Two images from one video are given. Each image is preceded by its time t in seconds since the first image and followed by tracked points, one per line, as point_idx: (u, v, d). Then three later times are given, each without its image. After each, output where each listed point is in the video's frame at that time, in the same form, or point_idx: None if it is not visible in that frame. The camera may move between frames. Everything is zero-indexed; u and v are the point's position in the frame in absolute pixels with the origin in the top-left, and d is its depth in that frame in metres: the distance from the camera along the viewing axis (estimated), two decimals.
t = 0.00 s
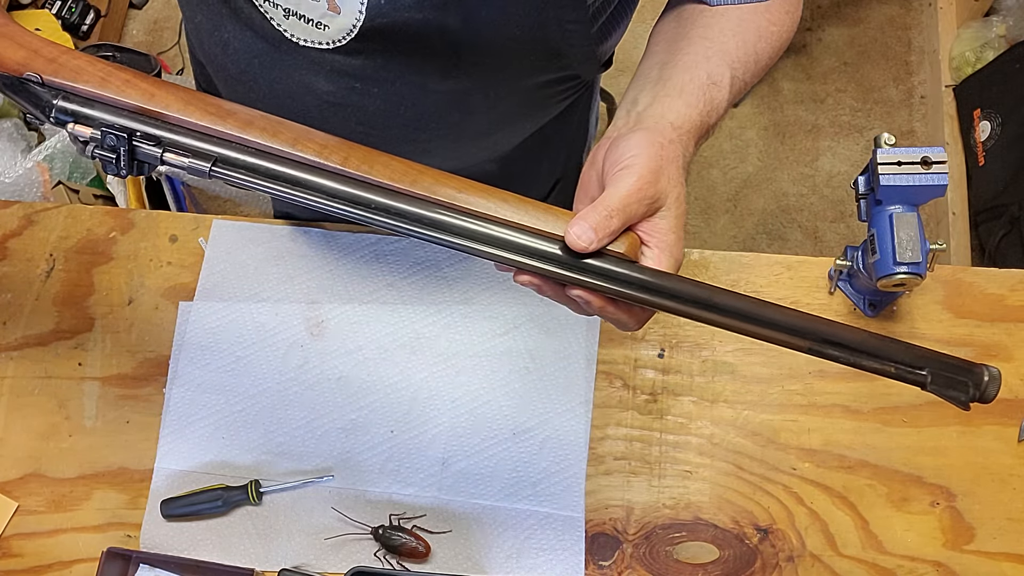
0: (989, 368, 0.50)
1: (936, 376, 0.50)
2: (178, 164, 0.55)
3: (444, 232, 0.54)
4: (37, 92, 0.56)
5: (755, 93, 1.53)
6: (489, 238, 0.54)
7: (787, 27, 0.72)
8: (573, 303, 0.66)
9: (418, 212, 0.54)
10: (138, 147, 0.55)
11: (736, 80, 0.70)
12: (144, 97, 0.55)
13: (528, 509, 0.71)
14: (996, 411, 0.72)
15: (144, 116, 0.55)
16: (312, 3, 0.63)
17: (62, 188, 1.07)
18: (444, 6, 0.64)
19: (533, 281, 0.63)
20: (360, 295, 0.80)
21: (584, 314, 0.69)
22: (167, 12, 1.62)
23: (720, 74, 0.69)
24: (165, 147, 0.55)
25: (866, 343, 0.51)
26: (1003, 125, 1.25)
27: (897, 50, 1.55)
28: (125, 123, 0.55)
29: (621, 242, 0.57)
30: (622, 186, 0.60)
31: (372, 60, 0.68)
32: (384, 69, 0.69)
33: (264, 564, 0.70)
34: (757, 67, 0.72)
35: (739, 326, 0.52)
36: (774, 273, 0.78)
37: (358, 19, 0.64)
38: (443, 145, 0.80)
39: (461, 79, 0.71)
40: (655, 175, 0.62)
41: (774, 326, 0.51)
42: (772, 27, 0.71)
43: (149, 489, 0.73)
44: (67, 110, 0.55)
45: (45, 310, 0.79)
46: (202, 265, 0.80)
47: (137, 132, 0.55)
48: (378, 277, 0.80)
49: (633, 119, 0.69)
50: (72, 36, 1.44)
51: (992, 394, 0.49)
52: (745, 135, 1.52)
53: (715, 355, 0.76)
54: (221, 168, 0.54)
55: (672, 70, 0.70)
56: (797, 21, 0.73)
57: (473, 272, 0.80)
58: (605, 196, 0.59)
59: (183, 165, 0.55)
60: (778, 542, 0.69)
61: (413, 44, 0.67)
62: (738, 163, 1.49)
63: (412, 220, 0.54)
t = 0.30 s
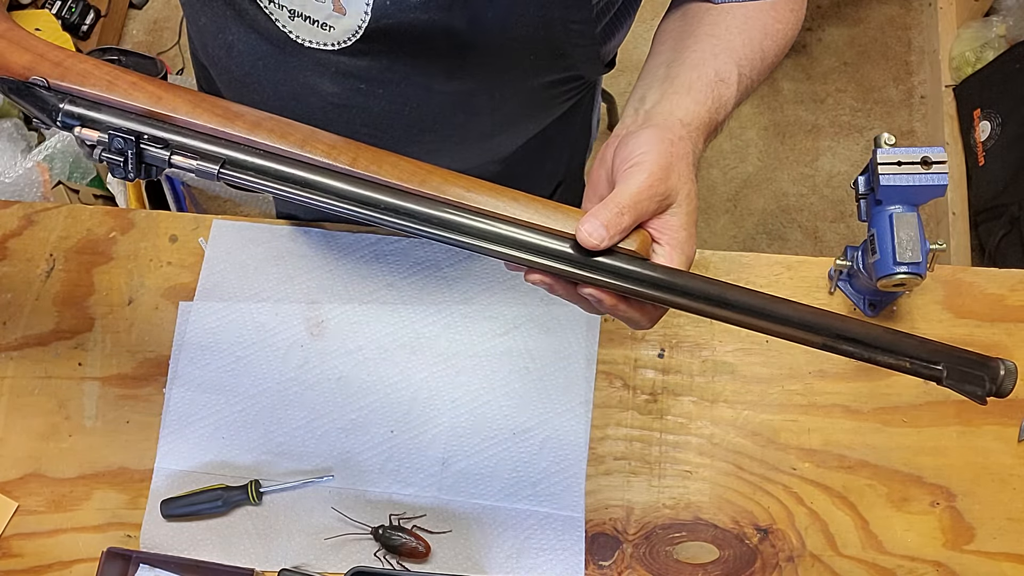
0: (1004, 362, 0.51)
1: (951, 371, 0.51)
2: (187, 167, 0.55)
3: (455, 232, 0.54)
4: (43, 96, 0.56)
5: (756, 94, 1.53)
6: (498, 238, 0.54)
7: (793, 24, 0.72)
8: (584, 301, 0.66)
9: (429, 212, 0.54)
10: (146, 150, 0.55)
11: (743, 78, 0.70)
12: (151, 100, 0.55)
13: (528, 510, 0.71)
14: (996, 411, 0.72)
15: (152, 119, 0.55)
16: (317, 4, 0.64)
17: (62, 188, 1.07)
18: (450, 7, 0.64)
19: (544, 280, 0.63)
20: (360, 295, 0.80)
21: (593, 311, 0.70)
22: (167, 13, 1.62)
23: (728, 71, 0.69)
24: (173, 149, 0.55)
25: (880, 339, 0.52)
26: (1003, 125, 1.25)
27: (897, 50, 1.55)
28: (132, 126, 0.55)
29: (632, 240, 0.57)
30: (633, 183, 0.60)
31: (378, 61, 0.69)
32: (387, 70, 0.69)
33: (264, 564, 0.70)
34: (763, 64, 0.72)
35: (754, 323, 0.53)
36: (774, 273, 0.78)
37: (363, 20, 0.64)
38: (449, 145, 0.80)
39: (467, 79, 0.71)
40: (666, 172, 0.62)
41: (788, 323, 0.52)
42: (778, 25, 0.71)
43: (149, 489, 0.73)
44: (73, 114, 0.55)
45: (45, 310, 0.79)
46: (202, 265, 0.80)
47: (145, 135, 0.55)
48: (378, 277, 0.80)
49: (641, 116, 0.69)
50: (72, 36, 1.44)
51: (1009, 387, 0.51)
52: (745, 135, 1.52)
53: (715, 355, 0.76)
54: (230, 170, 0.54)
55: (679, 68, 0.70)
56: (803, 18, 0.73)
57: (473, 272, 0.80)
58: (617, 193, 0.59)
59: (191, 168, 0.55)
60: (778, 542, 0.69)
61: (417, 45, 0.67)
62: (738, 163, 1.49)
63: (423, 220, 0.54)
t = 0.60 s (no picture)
0: (1015, 359, 0.52)
1: (963, 368, 0.51)
2: (196, 172, 0.55)
3: (463, 233, 0.54)
4: (51, 102, 0.56)
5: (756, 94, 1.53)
6: (504, 238, 0.54)
7: (798, 23, 0.72)
8: (595, 302, 0.66)
9: (437, 214, 0.54)
10: (155, 155, 0.54)
11: (750, 77, 0.70)
12: (159, 105, 0.56)
13: (528, 510, 0.71)
14: (996, 411, 0.72)
15: (161, 124, 0.55)
16: (321, 6, 0.64)
17: (62, 188, 1.07)
18: (454, 8, 0.64)
19: (556, 281, 0.63)
20: (360, 295, 0.80)
21: (605, 313, 0.70)
22: (167, 13, 1.62)
23: (734, 70, 0.69)
24: (182, 154, 0.55)
25: (891, 337, 0.52)
26: (1003, 125, 1.25)
27: (897, 50, 1.55)
28: (141, 131, 0.55)
29: (643, 240, 0.57)
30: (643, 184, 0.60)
31: (381, 63, 0.69)
32: (389, 71, 0.69)
33: (264, 564, 0.70)
34: (769, 64, 0.72)
35: (765, 322, 0.53)
36: (774, 273, 0.78)
37: (367, 22, 0.64)
38: (453, 146, 0.80)
39: (471, 80, 0.71)
40: (676, 173, 0.62)
41: (799, 321, 0.52)
42: (783, 24, 0.71)
43: (149, 489, 0.73)
44: (81, 119, 0.56)
45: (44, 310, 0.79)
46: (202, 265, 0.80)
47: (154, 140, 0.55)
48: (378, 277, 0.80)
49: (648, 116, 0.69)
50: (72, 36, 1.44)
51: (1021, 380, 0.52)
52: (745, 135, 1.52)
53: (715, 355, 0.76)
54: (240, 174, 0.54)
55: (685, 68, 0.70)
56: (807, 16, 0.73)
57: (473, 272, 0.80)
58: (628, 193, 0.59)
59: (201, 173, 0.54)
60: (778, 542, 0.69)
61: (419, 46, 0.67)
62: (738, 163, 1.49)
63: (430, 222, 0.54)
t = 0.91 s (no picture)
0: None
1: (975, 365, 0.51)
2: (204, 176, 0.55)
3: (472, 235, 0.54)
4: (58, 108, 0.56)
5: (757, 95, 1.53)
6: (510, 238, 0.54)
7: (801, 21, 0.72)
8: (605, 303, 0.66)
9: (446, 217, 0.54)
10: (164, 160, 0.55)
11: (754, 77, 0.70)
12: (167, 110, 0.55)
13: (528, 509, 0.71)
14: (996, 411, 0.72)
15: (169, 129, 0.55)
16: (323, 8, 0.64)
17: (62, 188, 1.07)
18: (456, 9, 0.64)
19: (566, 283, 0.63)
20: (360, 295, 0.80)
21: (617, 313, 0.70)
22: (167, 13, 1.62)
23: (739, 69, 0.69)
24: (191, 159, 0.55)
25: (901, 334, 0.52)
26: (1003, 125, 1.25)
27: (897, 50, 1.55)
28: (150, 137, 0.55)
29: (653, 240, 0.57)
30: (652, 183, 0.60)
31: (383, 64, 0.69)
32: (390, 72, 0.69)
33: (264, 564, 0.70)
34: (772, 63, 0.72)
35: (774, 321, 0.53)
36: (774, 273, 0.78)
37: (369, 24, 0.64)
38: (456, 147, 0.79)
39: (473, 81, 0.71)
40: (684, 173, 0.62)
41: (808, 319, 0.52)
42: (785, 23, 0.71)
43: (149, 489, 0.73)
44: (89, 125, 0.55)
45: (45, 310, 0.79)
46: (202, 265, 0.80)
47: (162, 145, 0.55)
48: (378, 277, 0.80)
49: (655, 117, 0.69)
50: (72, 36, 1.44)
51: None
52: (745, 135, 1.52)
53: (715, 355, 0.76)
54: (249, 179, 0.54)
55: (690, 68, 0.70)
56: (809, 15, 0.73)
57: (472, 272, 0.80)
58: (637, 194, 0.59)
59: (210, 177, 0.55)
60: (778, 542, 0.69)
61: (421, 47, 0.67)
62: (738, 163, 1.49)
63: (436, 224, 0.54)
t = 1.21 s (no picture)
0: None
1: (976, 364, 0.51)
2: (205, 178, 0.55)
3: (473, 236, 0.54)
4: (58, 111, 0.56)
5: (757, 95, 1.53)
6: (510, 239, 0.54)
7: (799, 21, 0.73)
8: (607, 304, 0.66)
9: (447, 218, 0.54)
10: (165, 163, 0.55)
11: (754, 77, 0.70)
12: (169, 113, 0.55)
13: (528, 509, 0.71)
14: (996, 411, 0.72)
15: (170, 131, 0.55)
16: (323, 10, 0.64)
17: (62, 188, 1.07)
18: (455, 10, 0.64)
19: (567, 283, 0.63)
20: (360, 295, 0.80)
21: (618, 314, 0.70)
22: (167, 13, 1.62)
23: (739, 69, 0.69)
24: (192, 162, 0.54)
25: (903, 334, 0.52)
26: (1003, 125, 1.25)
27: (897, 50, 1.55)
28: (150, 139, 0.55)
29: (654, 241, 0.57)
30: (655, 183, 0.60)
31: (383, 66, 0.69)
32: (390, 73, 0.69)
33: (264, 564, 0.70)
34: (772, 63, 0.72)
35: (775, 321, 0.53)
36: (774, 273, 0.78)
37: (369, 26, 0.64)
38: (456, 147, 0.79)
39: (473, 82, 0.71)
40: (686, 173, 0.62)
41: (809, 319, 0.52)
42: (785, 22, 0.71)
43: (149, 489, 0.73)
44: (90, 128, 0.56)
45: (45, 310, 0.79)
46: (202, 265, 0.80)
47: (163, 148, 0.55)
48: (378, 278, 0.80)
49: (656, 117, 0.69)
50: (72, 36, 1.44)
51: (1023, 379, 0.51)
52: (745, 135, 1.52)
53: (715, 355, 0.76)
54: (250, 181, 0.54)
55: (690, 68, 0.70)
56: (809, 16, 0.73)
57: (472, 272, 0.80)
58: (640, 194, 0.59)
59: (210, 180, 0.54)
60: (778, 542, 0.69)
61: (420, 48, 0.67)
62: (738, 163, 1.49)
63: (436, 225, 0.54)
